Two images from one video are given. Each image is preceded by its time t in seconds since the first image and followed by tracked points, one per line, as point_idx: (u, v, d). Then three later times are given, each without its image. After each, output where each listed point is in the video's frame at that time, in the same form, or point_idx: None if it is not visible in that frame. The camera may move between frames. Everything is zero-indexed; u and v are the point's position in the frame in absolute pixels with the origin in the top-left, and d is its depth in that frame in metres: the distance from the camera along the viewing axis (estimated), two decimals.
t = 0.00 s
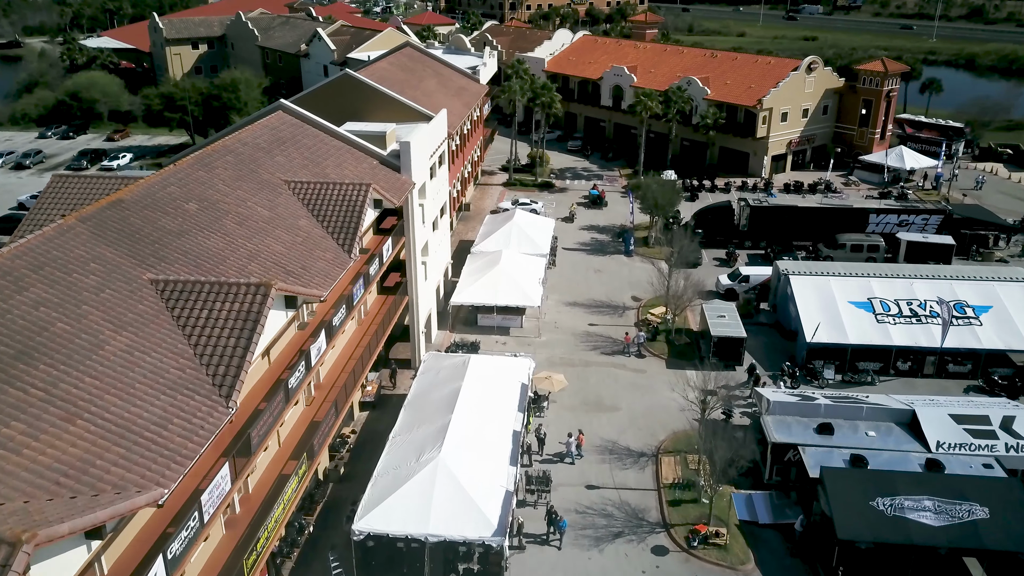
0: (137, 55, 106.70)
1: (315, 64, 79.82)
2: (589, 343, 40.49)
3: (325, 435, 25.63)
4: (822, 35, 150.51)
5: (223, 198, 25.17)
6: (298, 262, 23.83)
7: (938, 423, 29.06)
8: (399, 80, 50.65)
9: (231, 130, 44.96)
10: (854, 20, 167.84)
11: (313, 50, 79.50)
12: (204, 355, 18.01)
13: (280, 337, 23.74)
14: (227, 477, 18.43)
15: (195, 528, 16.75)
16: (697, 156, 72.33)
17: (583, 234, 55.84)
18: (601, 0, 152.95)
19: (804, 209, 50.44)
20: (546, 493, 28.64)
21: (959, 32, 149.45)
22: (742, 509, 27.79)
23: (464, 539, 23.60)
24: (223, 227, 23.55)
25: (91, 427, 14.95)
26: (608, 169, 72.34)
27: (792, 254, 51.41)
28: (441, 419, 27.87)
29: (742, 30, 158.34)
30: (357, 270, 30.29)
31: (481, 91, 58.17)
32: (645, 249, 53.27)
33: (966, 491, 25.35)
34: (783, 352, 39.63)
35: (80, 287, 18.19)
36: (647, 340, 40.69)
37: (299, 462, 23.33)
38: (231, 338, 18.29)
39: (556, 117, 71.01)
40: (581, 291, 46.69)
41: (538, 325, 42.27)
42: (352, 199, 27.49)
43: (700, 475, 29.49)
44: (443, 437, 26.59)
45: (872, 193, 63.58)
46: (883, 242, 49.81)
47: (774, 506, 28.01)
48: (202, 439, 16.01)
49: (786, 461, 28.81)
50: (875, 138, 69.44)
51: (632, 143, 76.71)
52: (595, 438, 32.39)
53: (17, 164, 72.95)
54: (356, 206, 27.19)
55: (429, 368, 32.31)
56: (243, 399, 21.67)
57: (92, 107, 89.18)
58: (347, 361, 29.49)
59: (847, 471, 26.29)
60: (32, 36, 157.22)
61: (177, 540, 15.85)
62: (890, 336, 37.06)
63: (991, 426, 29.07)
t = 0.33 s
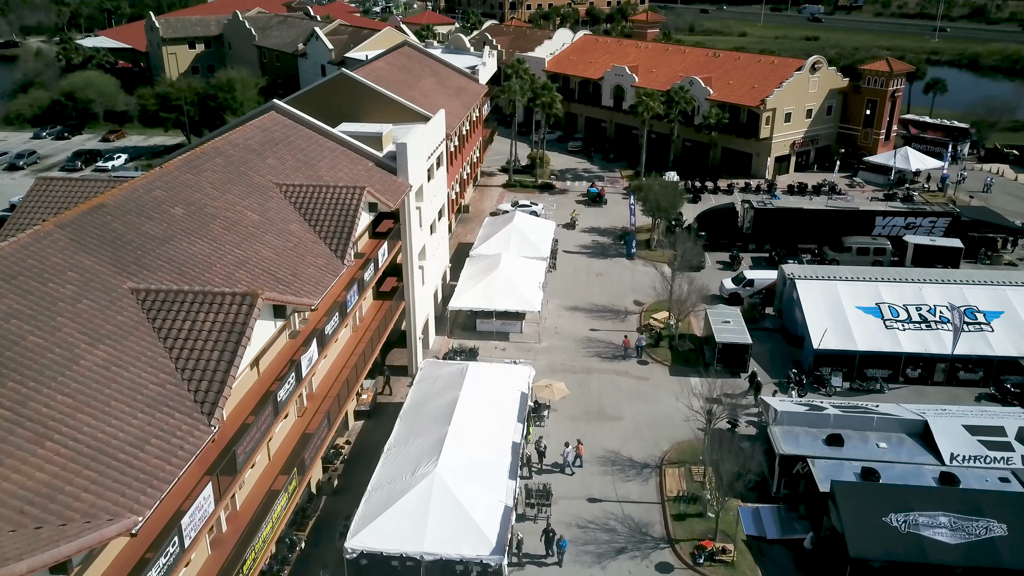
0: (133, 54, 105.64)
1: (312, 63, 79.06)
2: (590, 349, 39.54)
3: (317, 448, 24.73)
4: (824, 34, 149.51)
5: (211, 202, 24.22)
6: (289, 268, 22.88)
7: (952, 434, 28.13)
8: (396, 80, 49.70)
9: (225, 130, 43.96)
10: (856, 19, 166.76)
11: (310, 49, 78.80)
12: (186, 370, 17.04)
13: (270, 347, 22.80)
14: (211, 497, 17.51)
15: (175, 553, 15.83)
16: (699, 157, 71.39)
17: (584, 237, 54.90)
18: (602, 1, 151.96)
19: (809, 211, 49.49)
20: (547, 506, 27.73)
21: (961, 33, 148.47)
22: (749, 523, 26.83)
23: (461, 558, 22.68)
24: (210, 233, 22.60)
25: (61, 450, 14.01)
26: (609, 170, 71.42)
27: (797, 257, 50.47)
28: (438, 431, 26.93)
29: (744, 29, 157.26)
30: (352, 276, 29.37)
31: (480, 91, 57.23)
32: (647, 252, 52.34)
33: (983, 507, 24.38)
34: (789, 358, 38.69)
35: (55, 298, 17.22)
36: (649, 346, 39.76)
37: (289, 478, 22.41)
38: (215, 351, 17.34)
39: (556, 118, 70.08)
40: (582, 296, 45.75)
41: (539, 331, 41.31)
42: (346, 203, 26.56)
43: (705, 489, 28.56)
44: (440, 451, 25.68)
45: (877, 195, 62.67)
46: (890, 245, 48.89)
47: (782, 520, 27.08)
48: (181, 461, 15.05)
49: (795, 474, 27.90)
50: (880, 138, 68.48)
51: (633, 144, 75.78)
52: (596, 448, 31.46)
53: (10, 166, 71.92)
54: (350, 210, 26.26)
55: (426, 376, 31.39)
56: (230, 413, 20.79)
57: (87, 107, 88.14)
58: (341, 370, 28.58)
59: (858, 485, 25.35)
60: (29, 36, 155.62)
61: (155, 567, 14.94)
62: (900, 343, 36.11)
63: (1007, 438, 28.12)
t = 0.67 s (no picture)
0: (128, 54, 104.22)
1: (308, 63, 78.25)
2: (591, 357, 38.44)
3: (307, 466, 23.64)
4: (825, 34, 148.42)
5: (195, 208, 23.12)
6: (276, 278, 21.79)
7: (969, 449, 27.02)
8: (393, 80, 48.59)
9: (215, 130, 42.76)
10: (857, 19, 165.65)
11: (305, 49, 78.01)
12: (161, 391, 15.92)
13: (255, 361, 21.74)
14: (190, 526, 16.43)
15: None
16: (702, 158, 70.27)
17: (584, 240, 53.77)
18: (601, 1, 150.85)
19: (815, 214, 48.39)
20: (547, 525, 26.66)
21: (963, 32, 147.40)
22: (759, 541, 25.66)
23: None
24: (193, 240, 21.48)
25: (21, 484, 12.98)
26: (610, 171, 70.33)
27: (802, 261, 49.38)
28: (434, 447, 25.85)
29: (745, 29, 156.16)
30: (344, 284, 28.28)
31: (479, 91, 56.13)
32: (649, 255, 51.23)
33: (1005, 527, 23.16)
34: (796, 367, 37.57)
35: (23, 313, 16.10)
36: (653, 354, 38.62)
37: (277, 499, 21.34)
38: (192, 371, 16.22)
39: (556, 118, 68.96)
40: (583, 301, 44.64)
41: (538, 338, 40.19)
42: (338, 208, 25.48)
43: (712, 505, 27.48)
44: (435, 468, 24.61)
45: (883, 197, 61.59)
46: (898, 249, 47.83)
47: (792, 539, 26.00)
48: (152, 493, 13.93)
49: (805, 490, 26.82)
50: (886, 139, 67.36)
51: (634, 145, 74.71)
52: (598, 461, 30.38)
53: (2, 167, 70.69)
54: (341, 215, 25.19)
55: (422, 387, 30.31)
56: (212, 432, 19.73)
57: (82, 108, 86.92)
58: (333, 382, 27.51)
59: (873, 503, 24.27)
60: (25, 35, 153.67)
61: None
62: (910, 351, 35.02)
63: None
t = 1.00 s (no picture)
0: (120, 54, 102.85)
1: (303, 63, 77.20)
2: (590, 364, 37.43)
3: (295, 484, 22.64)
4: (825, 34, 147.58)
5: (178, 215, 22.07)
6: (262, 289, 20.76)
7: (983, 463, 26.02)
8: (388, 80, 47.53)
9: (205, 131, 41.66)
10: (855, 19, 164.94)
11: (300, 49, 76.95)
12: (133, 415, 14.89)
13: (239, 377, 20.71)
14: (165, 557, 15.40)
15: None
16: (702, 159, 69.30)
17: (583, 243, 52.76)
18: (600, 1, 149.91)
19: (819, 217, 47.42)
20: (545, 544, 25.67)
21: (962, 32, 146.71)
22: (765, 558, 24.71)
23: None
24: (173, 250, 20.44)
25: None
26: (608, 173, 69.37)
27: (805, 264, 48.43)
28: (428, 463, 24.84)
29: (743, 29, 155.22)
30: (335, 292, 27.25)
31: (476, 92, 55.10)
32: (649, 259, 50.25)
33: None
34: (801, 375, 36.60)
35: None
36: (654, 362, 37.60)
37: (263, 520, 20.32)
38: (167, 393, 15.18)
39: (554, 119, 67.92)
40: (582, 306, 43.64)
41: (536, 345, 39.16)
42: (327, 214, 24.45)
43: (717, 522, 26.48)
44: (429, 486, 23.61)
45: (886, 199, 60.68)
46: (903, 252, 46.90)
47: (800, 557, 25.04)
48: (119, 528, 12.92)
49: (813, 506, 25.86)
50: (888, 139, 66.37)
51: (633, 146, 73.76)
52: (598, 475, 29.37)
53: None
54: (331, 222, 24.16)
55: (416, 398, 29.30)
56: (192, 452, 18.70)
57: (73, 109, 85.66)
58: (323, 394, 26.50)
59: (884, 521, 23.30)
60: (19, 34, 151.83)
61: None
62: (919, 359, 34.05)
63: None
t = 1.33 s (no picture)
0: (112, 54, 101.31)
1: (296, 63, 75.99)
2: (589, 374, 36.24)
3: (281, 507, 21.46)
4: (823, 33, 146.62)
5: (154, 224, 20.87)
6: (242, 303, 19.55)
7: (1001, 480, 24.90)
8: (381, 81, 46.33)
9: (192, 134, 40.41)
10: (853, 19, 164.18)
11: (293, 49, 75.72)
12: (95, 446, 13.65)
13: (218, 395, 19.52)
14: None
15: None
16: (702, 161, 68.18)
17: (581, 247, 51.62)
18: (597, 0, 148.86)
19: (822, 220, 46.30)
20: (544, 567, 24.52)
21: (961, 31, 145.84)
22: None
23: None
24: (147, 262, 19.20)
25: None
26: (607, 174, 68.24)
27: (809, 269, 47.31)
28: (421, 483, 23.64)
29: (741, 28, 154.17)
30: (323, 302, 26.04)
31: (471, 92, 53.88)
32: (649, 263, 49.12)
33: None
34: (806, 384, 35.45)
35: None
36: (655, 371, 36.41)
37: (245, 548, 19.13)
38: (134, 422, 13.95)
39: (551, 120, 66.72)
40: (581, 313, 42.49)
41: (534, 353, 37.97)
42: (313, 221, 23.25)
43: (723, 543, 25.33)
44: (422, 508, 22.44)
45: (889, 201, 59.61)
46: (908, 256, 45.83)
47: None
48: None
49: (824, 526, 24.77)
50: (891, 141, 65.22)
51: (632, 147, 72.63)
52: (598, 492, 28.17)
53: None
54: (317, 230, 22.95)
55: (409, 412, 28.09)
56: (167, 480, 17.50)
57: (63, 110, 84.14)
58: (311, 409, 25.32)
59: (899, 543, 22.14)
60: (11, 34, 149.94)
61: None
62: (930, 368, 32.90)
63: None
